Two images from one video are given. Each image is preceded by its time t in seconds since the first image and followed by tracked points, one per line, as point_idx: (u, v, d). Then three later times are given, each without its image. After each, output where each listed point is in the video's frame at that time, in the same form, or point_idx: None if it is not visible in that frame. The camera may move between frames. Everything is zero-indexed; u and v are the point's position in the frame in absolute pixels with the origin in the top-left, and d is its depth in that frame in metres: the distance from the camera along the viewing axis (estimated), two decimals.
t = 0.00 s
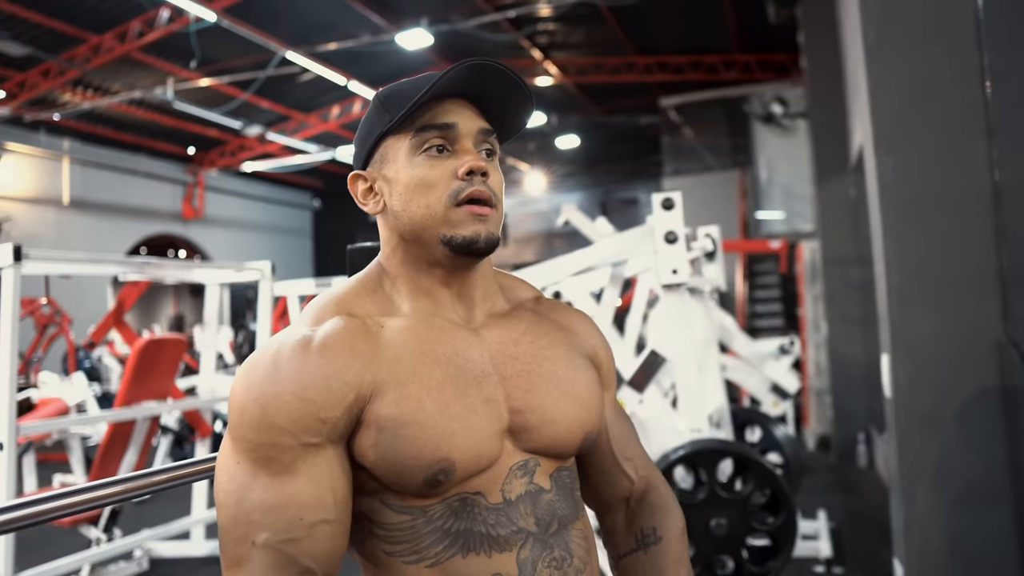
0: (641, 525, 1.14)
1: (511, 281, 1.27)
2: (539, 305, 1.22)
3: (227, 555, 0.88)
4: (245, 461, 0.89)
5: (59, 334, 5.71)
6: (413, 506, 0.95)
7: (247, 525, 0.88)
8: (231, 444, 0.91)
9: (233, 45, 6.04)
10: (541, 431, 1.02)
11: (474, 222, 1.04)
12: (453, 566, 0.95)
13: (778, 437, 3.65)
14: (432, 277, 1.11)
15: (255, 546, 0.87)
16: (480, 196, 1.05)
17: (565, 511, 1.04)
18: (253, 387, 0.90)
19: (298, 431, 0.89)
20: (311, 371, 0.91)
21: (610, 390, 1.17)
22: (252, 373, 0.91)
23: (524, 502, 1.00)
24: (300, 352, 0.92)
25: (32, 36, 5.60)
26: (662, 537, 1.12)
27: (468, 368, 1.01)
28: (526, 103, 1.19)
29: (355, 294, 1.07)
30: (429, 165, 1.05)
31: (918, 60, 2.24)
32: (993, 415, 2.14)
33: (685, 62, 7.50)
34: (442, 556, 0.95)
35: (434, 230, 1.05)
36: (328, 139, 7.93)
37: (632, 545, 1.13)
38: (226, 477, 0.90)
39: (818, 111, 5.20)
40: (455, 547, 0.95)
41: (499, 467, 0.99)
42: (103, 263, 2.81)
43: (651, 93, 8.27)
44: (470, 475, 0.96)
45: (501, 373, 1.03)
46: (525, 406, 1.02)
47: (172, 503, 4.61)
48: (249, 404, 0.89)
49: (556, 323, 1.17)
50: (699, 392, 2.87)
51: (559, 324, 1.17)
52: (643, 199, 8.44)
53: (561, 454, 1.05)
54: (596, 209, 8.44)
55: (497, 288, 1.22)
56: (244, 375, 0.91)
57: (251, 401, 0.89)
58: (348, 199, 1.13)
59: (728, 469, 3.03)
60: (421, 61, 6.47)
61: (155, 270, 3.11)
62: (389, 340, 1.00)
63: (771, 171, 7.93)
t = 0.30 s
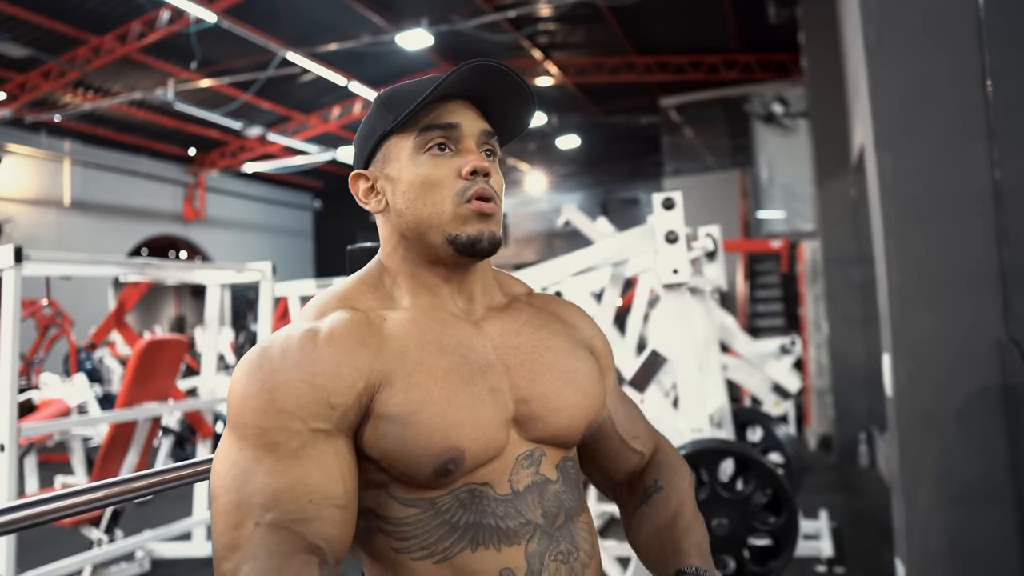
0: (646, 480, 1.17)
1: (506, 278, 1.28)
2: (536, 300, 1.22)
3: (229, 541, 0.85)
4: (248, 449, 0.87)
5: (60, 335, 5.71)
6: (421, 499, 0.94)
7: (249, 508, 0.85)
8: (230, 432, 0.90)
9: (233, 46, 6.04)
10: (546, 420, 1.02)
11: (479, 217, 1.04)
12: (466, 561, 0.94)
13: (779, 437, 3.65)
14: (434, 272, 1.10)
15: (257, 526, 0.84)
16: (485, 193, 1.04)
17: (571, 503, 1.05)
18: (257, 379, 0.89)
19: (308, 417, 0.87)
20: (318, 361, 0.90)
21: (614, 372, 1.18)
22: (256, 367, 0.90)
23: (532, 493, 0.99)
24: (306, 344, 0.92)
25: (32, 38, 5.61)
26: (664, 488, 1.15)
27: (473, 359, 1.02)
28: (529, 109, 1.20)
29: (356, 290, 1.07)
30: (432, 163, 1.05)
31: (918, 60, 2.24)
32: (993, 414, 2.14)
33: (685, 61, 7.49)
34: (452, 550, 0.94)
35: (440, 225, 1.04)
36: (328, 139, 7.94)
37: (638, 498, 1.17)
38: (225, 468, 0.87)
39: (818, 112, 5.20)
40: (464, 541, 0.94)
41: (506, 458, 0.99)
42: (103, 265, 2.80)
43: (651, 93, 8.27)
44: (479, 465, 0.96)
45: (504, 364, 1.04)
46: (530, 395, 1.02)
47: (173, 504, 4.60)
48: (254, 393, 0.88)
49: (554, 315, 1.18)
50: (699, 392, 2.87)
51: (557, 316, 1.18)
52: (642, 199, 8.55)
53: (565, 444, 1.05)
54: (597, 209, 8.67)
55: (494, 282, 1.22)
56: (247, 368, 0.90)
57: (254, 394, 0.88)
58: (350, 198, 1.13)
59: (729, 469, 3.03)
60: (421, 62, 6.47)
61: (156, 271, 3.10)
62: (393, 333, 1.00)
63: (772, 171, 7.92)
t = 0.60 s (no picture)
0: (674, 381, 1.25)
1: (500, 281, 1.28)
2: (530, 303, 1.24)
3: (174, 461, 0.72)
4: (229, 396, 0.80)
5: (63, 336, 5.72)
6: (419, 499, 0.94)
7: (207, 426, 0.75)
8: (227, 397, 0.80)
9: (234, 46, 6.04)
10: (546, 420, 1.03)
11: (502, 234, 1.05)
12: (465, 561, 0.94)
13: (782, 436, 3.65)
14: (441, 271, 1.09)
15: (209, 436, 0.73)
16: (510, 207, 1.05)
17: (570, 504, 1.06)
18: (248, 357, 0.84)
19: (295, 375, 0.82)
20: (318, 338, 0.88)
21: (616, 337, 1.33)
22: (253, 344, 0.86)
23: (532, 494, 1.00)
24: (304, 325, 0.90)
25: (34, 39, 5.63)
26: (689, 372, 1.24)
27: (473, 358, 1.02)
28: (574, 132, 1.21)
29: (356, 288, 1.08)
30: (468, 168, 1.04)
31: (919, 58, 2.24)
32: (997, 414, 2.13)
33: (686, 61, 7.49)
34: (451, 550, 0.94)
35: (458, 233, 1.05)
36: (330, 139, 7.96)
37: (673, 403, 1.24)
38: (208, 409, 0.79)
39: (820, 111, 5.20)
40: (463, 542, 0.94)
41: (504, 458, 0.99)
42: (106, 266, 2.81)
43: (652, 92, 8.28)
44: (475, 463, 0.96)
45: (504, 363, 1.05)
46: (528, 393, 1.03)
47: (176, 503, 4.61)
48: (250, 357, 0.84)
49: (552, 318, 1.21)
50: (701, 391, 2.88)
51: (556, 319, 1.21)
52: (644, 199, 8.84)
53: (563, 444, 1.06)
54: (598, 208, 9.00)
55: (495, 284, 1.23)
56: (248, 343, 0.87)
57: (244, 369, 0.83)
58: (379, 185, 1.14)
59: (732, 469, 3.02)
60: (423, 61, 6.46)
61: (158, 271, 3.11)
62: (393, 328, 1.00)
63: (774, 169, 7.90)
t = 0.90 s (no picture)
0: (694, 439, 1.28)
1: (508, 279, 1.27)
2: (537, 302, 1.23)
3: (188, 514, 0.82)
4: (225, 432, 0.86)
5: (65, 335, 5.71)
6: (423, 502, 0.94)
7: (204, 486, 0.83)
8: (228, 436, 0.86)
9: (236, 46, 6.05)
10: (551, 421, 1.03)
11: (501, 224, 1.04)
12: (471, 563, 0.94)
13: (784, 434, 3.64)
14: (443, 272, 1.09)
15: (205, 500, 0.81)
16: (508, 199, 1.04)
17: (581, 504, 1.04)
18: (245, 379, 0.89)
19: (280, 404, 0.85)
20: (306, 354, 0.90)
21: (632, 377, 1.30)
22: (248, 368, 0.90)
23: (539, 495, 0.99)
24: (295, 340, 0.92)
25: (36, 39, 5.65)
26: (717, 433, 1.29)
27: (474, 361, 1.02)
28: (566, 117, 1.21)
29: (358, 290, 1.07)
30: (459, 163, 1.05)
31: (919, 56, 2.23)
32: (1001, 412, 2.12)
33: (688, 59, 7.49)
34: (457, 552, 0.94)
35: (456, 229, 1.04)
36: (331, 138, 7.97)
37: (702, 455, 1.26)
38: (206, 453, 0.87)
39: (823, 109, 5.19)
40: (469, 544, 0.94)
41: (510, 459, 0.98)
42: (109, 265, 2.82)
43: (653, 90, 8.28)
44: (480, 466, 0.96)
45: (507, 365, 1.05)
46: (533, 395, 1.03)
47: (177, 503, 4.61)
48: (241, 388, 0.88)
49: (560, 318, 1.19)
50: (703, 390, 2.88)
51: (564, 320, 1.20)
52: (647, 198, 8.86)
53: (571, 445, 1.05)
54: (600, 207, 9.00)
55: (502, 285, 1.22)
56: (242, 368, 0.90)
57: (237, 396, 0.88)
58: (372, 188, 1.15)
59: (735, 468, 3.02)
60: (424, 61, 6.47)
61: (161, 271, 3.11)
62: (390, 333, 1.00)
63: (776, 168, 7.89)
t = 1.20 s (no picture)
0: (673, 489, 1.12)
1: (519, 273, 1.24)
2: (547, 299, 1.18)
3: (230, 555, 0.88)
4: (240, 458, 0.89)
5: (66, 334, 5.71)
6: (416, 507, 0.93)
7: (247, 526, 0.87)
8: (244, 460, 0.89)
9: (236, 46, 6.04)
10: (547, 427, 0.99)
11: (469, 220, 0.98)
12: (461, 566, 0.93)
13: (785, 433, 3.65)
14: (433, 274, 1.06)
15: (253, 546, 0.87)
16: (474, 193, 0.99)
17: (576, 509, 1.02)
18: (249, 393, 0.90)
19: (295, 431, 0.88)
20: (308, 369, 0.90)
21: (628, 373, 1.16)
22: (251, 381, 0.91)
23: (531, 500, 0.98)
24: (297, 352, 0.92)
25: (36, 38, 5.66)
26: (695, 495, 1.11)
27: (470, 366, 0.99)
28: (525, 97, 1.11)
29: (355, 291, 1.06)
30: (421, 164, 1.00)
31: (919, 55, 2.23)
32: (1001, 412, 2.13)
33: (688, 58, 7.49)
34: (448, 556, 0.93)
35: (428, 231, 1.00)
36: (331, 137, 7.98)
37: (666, 511, 1.11)
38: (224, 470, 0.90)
39: (823, 108, 5.19)
40: (460, 548, 0.93)
41: (504, 465, 0.96)
42: (109, 264, 2.82)
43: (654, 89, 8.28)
44: (475, 474, 0.94)
45: (504, 369, 1.01)
46: (529, 401, 1.00)
47: (178, 502, 4.61)
48: (246, 405, 0.89)
49: (566, 317, 1.14)
50: (704, 389, 2.88)
51: (570, 318, 1.14)
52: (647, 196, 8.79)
53: (567, 450, 1.02)
54: (601, 207, 8.86)
55: (505, 282, 1.18)
56: (249, 375, 0.91)
57: (246, 408, 0.89)
58: (353, 199, 1.10)
59: (735, 466, 3.03)
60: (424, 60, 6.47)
61: (161, 270, 3.11)
62: (387, 341, 0.99)
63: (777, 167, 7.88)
